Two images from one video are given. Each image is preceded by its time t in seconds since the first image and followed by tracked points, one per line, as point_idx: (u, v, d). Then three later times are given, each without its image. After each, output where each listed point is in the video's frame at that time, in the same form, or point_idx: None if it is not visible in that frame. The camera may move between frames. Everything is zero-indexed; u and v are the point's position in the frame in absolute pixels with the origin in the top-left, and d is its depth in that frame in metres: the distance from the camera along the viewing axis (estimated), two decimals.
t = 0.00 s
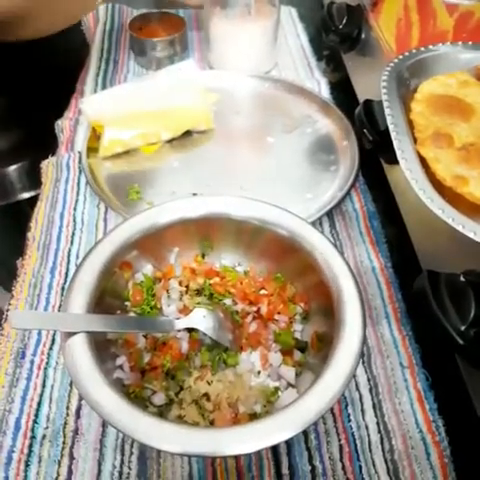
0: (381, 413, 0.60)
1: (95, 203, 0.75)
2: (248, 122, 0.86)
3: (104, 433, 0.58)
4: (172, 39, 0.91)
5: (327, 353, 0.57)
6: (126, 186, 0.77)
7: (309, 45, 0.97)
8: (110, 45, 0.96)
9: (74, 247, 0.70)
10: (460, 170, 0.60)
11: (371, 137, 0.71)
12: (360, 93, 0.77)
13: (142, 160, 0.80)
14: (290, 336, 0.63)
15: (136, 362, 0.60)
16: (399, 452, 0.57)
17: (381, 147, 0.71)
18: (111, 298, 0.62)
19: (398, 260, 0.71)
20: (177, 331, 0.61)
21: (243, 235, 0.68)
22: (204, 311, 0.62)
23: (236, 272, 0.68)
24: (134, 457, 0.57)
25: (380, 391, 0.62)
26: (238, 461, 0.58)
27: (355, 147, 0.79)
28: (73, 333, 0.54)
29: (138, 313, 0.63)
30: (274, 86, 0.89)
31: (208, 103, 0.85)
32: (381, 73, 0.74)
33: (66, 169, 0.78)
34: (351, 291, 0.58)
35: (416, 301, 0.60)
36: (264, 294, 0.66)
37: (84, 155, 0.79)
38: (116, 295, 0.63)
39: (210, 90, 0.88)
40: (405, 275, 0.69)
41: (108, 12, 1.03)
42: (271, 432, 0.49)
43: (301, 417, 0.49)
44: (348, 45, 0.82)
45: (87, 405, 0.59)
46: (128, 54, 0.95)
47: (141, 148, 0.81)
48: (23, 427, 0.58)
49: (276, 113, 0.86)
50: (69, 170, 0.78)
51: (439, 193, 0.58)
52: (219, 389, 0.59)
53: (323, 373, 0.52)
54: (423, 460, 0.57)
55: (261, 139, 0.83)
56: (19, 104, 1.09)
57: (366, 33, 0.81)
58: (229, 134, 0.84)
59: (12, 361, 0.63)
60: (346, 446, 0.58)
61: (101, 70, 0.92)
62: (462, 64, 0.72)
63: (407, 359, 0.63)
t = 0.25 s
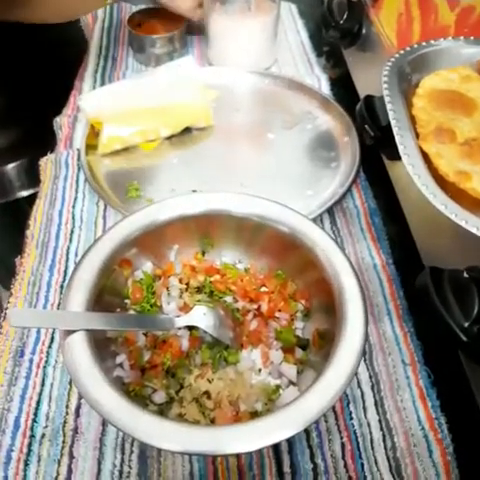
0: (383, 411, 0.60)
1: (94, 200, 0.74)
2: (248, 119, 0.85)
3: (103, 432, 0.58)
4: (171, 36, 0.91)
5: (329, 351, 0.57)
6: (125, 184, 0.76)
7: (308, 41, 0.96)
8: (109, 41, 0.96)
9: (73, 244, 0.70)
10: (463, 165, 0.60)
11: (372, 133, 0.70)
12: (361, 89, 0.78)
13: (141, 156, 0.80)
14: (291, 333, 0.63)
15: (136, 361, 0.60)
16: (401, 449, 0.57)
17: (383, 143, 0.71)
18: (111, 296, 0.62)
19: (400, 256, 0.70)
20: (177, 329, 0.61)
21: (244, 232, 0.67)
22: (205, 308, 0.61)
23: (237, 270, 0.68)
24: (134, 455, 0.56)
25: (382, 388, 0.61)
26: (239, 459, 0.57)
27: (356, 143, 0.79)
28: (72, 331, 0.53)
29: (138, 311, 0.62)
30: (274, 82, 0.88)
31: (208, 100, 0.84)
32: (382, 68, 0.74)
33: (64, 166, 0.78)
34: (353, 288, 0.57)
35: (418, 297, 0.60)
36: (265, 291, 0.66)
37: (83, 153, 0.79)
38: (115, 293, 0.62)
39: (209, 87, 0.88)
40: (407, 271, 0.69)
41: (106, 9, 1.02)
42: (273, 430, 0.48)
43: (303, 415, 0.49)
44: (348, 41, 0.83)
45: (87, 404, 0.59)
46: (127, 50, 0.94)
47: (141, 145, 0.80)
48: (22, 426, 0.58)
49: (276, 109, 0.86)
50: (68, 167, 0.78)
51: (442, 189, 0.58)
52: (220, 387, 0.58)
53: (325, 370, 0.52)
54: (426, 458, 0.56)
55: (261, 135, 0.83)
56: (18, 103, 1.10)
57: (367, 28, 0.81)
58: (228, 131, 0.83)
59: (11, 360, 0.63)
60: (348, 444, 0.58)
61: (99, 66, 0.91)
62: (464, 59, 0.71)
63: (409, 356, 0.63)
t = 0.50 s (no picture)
0: (379, 405, 0.59)
1: (86, 195, 0.73)
2: (241, 112, 0.84)
3: (96, 429, 0.57)
4: (163, 28, 0.90)
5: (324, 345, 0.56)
6: (118, 178, 0.75)
7: (303, 33, 0.95)
8: (100, 34, 0.95)
9: (65, 239, 0.69)
10: (459, 156, 0.59)
11: (367, 125, 0.69)
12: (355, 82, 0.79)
13: (134, 150, 0.79)
14: (287, 327, 0.62)
15: (129, 356, 0.59)
16: (398, 443, 0.57)
17: (378, 136, 0.70)
18: (103, 291, 0.61)
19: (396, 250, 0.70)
20: (171, 324, 0.60)
21: (238, 226, 0.66)
22: (199, 303, 0.61)
23: (231, 264, 0.67)
24: (128, 452, 0.56)
25: (379, 381, 0.61)
26: (234, 455, 0.57)
27: (352, 136, 0.78)
28: (63, 326, 0.53)
29: (131, 306, 0.62)
30: (267, 75, 0.88)
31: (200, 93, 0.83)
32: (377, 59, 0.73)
33: (55, 160, 0.77)
34: (349, 282, 0.56)
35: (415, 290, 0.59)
36: (260, 285, 0.65)
37: (75, 147, 0.78)
38: (107, 288, 0.62)
39: (202, 80, 0.87)
40: (404, 263, 0.68)
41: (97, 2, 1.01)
42: (268, 426, 0.47)
43: (299, 410, 0.48)
44: (342, 33, 0.83)
45: (79, 401, 0.58)
46: (118, 43, 0.93)
47: (133, 138, 0.79)
48: (14, 424, 0.57)
49: (270, 102, 0.85)
50: (59, 162, 0.77)
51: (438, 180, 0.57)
52: (215, 382, 0.57)
53: (320, 365, 0.51)
54: (423, 452, 0.56)
55: (255, 129, 0.82)
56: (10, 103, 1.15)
57: (361, 20, 0.80)
58: (222, 124, 0.82)
59: (1, 357, 0.62)
60: (345, 438, 0.57)
61: (91, 60, 0.90)
62: (460, 50, 0.70)
63: (406, 350, 0.62)
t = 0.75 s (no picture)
0: (380, 403, 0.58)
1: (80, 191, 0.72)
2: (238, 106, 0.83)
3: (92, 429, 0.56)
4: (159, 21, 0.88)
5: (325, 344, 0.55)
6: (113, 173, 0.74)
7: (300, 26, 0.93)
8: (95, 27, 0.93)
9: (59, 236, 0.68)
10: (461, 149, 0.58)
11: (367, 118, 0.68)
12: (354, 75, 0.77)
13: (130, 144, 0.78)
14: (285, 325, 0.61)
15: (125, 355, 0.58)
16: (399, 442, 0.56)
17: (377, 129, 0.69)
18: (98, 288, 0.60)
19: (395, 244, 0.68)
20: (168, 321, 0.59)
21: (235, 221, 0.65)
22: (196, 301, 0.60)
23: (229, 260, 0.66)
24: (124, 453, 0.55)
25: (379, 379, 0.60)
26: (233, 455, 0.56)
27: (350, 130, 0.77)
28: (57, 325, 0.52)
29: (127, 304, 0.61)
30: (265, 68, 0.86)
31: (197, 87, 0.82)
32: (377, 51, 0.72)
33: (49, 155, 0.76)
34: (349, 278, 0.55)
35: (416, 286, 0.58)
36: (259, 282, 0.64)
37: (69, 141, 0.76)
38: (102, 285, 0.61)
39: (199, 73, 0.86)
40: (404, 258, 0.67)
41: None
42: (267, 426, 0.47)
43: (298, 410, 0.48)
44: (341, 26, 0.81)
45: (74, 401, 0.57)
46: (113, 36, 0.92)
47: (129, 133, 0.78)
48: (7, 424, 0.56)
49: (267, 96, 0.84)
50: (53, 157, 0.76)
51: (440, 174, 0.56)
52: (213, 380, 0.57)
53: (320, 363, 0.50)
54: (424, 451, 0.55)
55: (253, 123, 0.81)
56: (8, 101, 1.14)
57: (360, 12, 0.78)
58: (219, 118, 0.81)
59: None
60: (345, 437, 0.56)
61: (85, 53, 0.89)
62: (460, 42, 0.69)
63: (406, 347, 0.61)
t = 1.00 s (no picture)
0: (386, 399, 0.57)
1: (79, 183, 0.71)
2: (239, 96, 0.81)
3: (92, 427, 0.55)
4: (159, 10, 0.87)
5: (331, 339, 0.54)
6: (113, 165, 0.73)
7: (302, 16, 0.91)
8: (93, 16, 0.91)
9: (57, 229, 0.67)
10: (471, 139, 0.57)
11: (372, 108, 0.66)
12: (359, 63, 0.76)
13: (129, 135, 0.76)
14: (289, 319, 0.60)
15: (125, 351, 0.57)
16: (405, 439, 0.55)
17: (383, 119, 0.67)
18: (97, 283, 0.59)
19: (400, 236, 0.67)
20: (169, 316, 0.57)
21: (237, 214, 0.64)
22: (198, 294, 0.58)
23: (231, 254, 0.64)
24: (125, 451, 0.54)
25: (385, 375, 0.58)
26: (236, 453, 0.54)
27: (354, 121, 0.76)
28: (55, 320, 0.51)
29: (127, 299, 0.59)
30: (265, 59, 0.84)
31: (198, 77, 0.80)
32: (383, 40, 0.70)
33: (47, 145, 0.74)
34: (355, 272, 0.54)
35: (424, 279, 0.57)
36: (261, 276, 0.63)
37: (67, 132, 0.75)
38: (101, 280, 0.59)
39: (199, 63, 0.84)
40: (409, 251, 0.65)
41: None
42: (271, 424, 0.46)
43: (303, 407, 0.47)
44: (344, 14, 0.79)
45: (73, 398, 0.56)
46: (112, 25, 0.90)
47: (128, 124, 0.76)
48: (5, 422, 0.55)
49: (269, 86, 0.82)
50: (51, 148, 0.74)
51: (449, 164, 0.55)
52: (215, 376, 0.56)
53: (327, 359, 0.49)
54: (431, 447, 0.54)
55: (254, 114, 0.79)
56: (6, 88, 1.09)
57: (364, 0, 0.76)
58: (220, 109, 0.80)
59: None
60: (351, 434, 0.55)
61: (84, 42, 0.87)
62: (468, 30, 0.67)
63: (412, 342, 0.60)
